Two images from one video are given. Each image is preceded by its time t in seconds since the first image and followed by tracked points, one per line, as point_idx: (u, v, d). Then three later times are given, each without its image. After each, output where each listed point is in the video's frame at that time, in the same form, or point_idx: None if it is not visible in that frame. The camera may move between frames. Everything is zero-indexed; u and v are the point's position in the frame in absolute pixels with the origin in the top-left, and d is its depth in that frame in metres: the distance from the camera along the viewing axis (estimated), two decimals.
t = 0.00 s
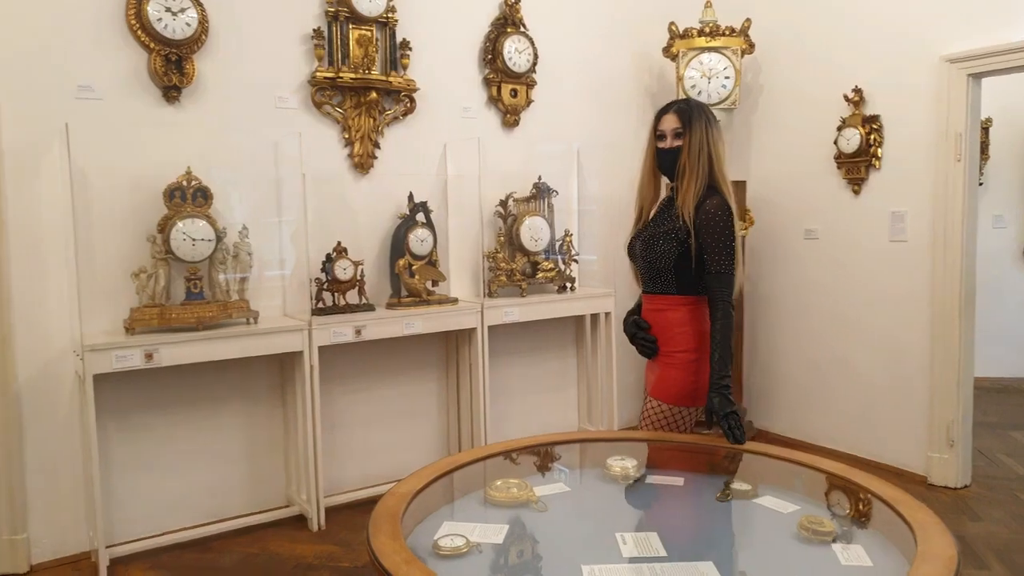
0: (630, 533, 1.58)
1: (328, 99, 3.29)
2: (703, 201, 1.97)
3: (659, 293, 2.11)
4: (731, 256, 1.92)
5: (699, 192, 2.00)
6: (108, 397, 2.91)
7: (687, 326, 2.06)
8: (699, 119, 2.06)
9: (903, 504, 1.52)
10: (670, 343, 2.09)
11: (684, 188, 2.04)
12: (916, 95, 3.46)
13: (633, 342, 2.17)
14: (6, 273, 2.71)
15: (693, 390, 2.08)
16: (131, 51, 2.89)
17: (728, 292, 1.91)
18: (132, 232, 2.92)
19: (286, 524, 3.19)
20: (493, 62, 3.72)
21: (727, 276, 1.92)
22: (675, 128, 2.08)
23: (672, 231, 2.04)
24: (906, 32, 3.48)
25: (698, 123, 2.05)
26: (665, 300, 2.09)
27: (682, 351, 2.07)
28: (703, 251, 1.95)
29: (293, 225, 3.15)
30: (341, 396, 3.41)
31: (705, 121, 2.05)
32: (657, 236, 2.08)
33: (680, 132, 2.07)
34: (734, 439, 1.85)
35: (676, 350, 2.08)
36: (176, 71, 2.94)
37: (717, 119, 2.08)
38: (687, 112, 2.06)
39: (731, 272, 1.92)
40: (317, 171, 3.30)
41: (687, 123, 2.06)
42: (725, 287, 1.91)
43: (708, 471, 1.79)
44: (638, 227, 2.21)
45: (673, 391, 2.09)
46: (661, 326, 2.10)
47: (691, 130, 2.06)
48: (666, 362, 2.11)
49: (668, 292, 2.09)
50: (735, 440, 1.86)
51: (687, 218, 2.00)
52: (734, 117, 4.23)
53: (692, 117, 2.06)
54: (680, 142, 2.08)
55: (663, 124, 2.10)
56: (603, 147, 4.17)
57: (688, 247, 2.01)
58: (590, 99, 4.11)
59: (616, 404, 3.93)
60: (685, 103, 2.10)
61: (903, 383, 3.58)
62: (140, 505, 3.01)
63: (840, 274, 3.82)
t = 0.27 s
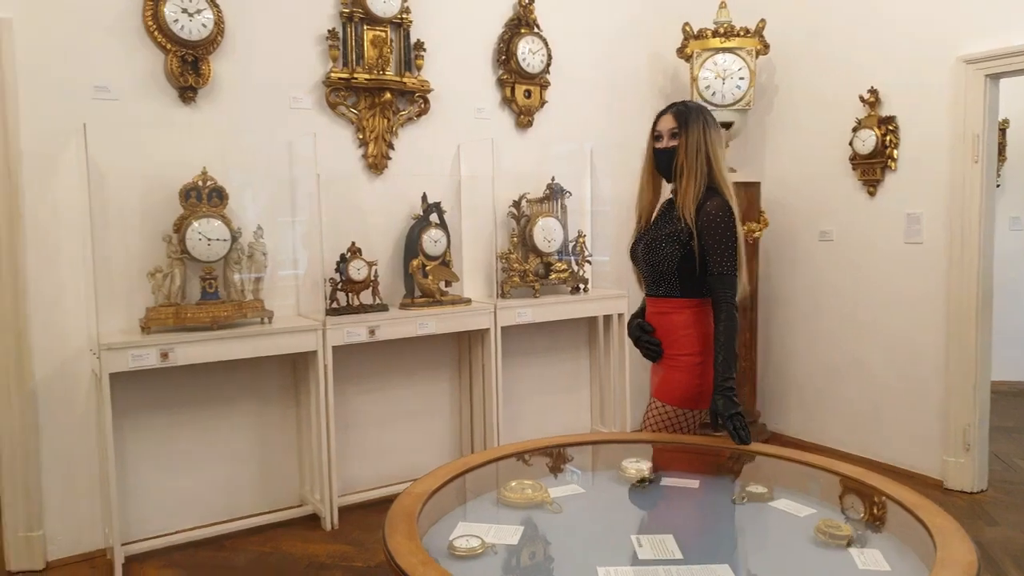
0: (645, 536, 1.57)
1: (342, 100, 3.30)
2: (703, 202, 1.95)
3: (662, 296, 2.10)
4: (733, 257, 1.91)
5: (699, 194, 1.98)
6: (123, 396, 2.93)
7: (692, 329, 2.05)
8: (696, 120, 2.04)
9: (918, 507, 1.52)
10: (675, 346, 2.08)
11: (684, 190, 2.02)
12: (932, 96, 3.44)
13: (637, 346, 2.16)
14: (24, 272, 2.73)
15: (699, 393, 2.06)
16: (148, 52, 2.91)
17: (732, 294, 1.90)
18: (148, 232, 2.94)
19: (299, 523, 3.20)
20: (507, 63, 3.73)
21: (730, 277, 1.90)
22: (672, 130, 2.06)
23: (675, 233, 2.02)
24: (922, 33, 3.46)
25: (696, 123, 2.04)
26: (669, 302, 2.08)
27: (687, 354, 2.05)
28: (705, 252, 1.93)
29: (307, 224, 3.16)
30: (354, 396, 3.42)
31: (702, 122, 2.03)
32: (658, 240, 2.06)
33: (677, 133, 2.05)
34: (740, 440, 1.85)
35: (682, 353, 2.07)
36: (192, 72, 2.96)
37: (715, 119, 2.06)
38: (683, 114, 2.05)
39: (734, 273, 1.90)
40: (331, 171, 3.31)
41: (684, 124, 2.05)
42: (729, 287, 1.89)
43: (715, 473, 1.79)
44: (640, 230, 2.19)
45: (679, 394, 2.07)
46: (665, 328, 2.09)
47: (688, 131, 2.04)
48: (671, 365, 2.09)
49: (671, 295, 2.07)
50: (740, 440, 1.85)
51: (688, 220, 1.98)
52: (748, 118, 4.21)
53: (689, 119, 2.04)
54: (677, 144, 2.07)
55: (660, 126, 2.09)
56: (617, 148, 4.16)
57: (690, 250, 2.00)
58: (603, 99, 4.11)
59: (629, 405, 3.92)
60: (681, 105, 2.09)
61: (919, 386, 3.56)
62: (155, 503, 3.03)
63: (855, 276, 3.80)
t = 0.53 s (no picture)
0: (655, 536, 1.57)
1: (351, 100, 3.31)
2: (689, 205, 1.96)
3: (649, 299, 2.10)
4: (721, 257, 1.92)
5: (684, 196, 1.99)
6: (134, 395, 2.94)
7: (679, 330, 2.06)
8: (681, 123, 2.05)
9: (929, 508, 1.52)
10: (663, 348, 2.08)
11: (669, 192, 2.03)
12: (942, 96, 3.42)
13: (624, 349, 2.16)
14: (36, 272, 2.74)
15: (688, 394, 2.08)
16: (158, 52, 2.92)
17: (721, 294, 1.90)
18: (158, 232, 2.95)
19: (308, 523, 3.21)
20: (515, 63, 3.73)
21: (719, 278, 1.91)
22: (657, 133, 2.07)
23: (661, 235, 2.02)
24: (932, 33, 3.45)
25: (682, 124, 2.05)
26: (656, 305, 2.08)
27: (677, 356, 2.06)
28: (693, 253, 1.94)
29: (316, 225, 3.17)
30: (363, 396, 3.43)
31: (687, 124, 2.04)
32: (644, 242, 2.07)
33: (663, 133, 2.06)
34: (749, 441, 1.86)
35: (671, 355, 2.08)
36: (202, 72, 2.97)
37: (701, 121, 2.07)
38: (669, 117, 2.06)
39: (723, 273, 1.91)
40: (340, 172, 3.32)
41: (668, 127, 2.06)
42: (718, 289, 1.90)
43: (725, 474, 1.79)
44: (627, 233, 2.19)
45: (668, 396, 2.08)
46: (652, 331, 2.09)
47: (673, 134, 2.05)
48: (660, 367, 2.10)
49: (658, 297, 2.08)
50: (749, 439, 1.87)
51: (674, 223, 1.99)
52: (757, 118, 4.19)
53: (674, 121, 2.05)
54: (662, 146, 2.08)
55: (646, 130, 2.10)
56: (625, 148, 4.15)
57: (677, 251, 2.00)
58: (612, 99, 4.10)
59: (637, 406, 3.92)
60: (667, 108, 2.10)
61: (929, 387, 3.55)
62: (164, 502, 3.04)
63: (864, 276, 3.79)
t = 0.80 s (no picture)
0: (663, 538, 1.56)
1: (363, 99, 3.31)
2: (671, 208, 1.94)
3: (629, 301, 2.09)
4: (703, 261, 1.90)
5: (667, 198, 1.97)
6: (145, 392, 2.96)
7: (660, 332, 2.05)
8: (664, 124, 2.01)
9: (940, 511, 1.51)
10: (645, 350, 2.07)
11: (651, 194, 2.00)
12: (958, 97, 3.40)
13: (605, 352, 2.14)
14: (50, 268, 2.76)
15: (671, 395, 2.08)
16: (172, 50, 2.93)
17: (703, 298, 1.89)
18: (171, 229, 2.96)
19: (316, 521, 3.21)
20: (527, 62, 3.72)
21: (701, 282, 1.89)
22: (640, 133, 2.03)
23: (642, 238, 2.00)
24: (948, 34, 3.42)
25: (666, 125, 2.01)
26: (636, 307, 2.07)
27: (658, 358, 2.05)
28: (675, 256, 1.93)
29: (326, 223, 3.18)
30: (371, 395, 3.43)
31: (672, 125, 2.01)
32: (625, 243, 2.05)
33: (645, 134, 2.02)
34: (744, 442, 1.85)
35: (652, 358, 2.07)
36: (215, 70, 2.98)
37: (686, 121, 2.04)
38: (653, 118, 2.02)
39: (705, 277, 1.90)
40: (352, 170, 3.32)
41: (652, 127, 2.02)
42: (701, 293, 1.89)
43: (736, 477, 1.79)
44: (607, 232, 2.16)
45: (651, 399, 2.08)
46: (633, 333, 2.08)
47: (657, 135, 2.01)
48: (641, 370, 2.09)
49: (638, 299, 2.06)
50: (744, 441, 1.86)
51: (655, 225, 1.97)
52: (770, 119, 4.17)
53: (657, 122, 2.01)
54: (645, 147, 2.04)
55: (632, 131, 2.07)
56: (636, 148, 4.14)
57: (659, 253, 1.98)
58: (624, 99, 4.09)
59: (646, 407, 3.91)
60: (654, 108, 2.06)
61: (941, 391, 3.52)
62: (174, 498, 3.05)
63: (877, 279, 3.77)
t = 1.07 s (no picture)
0: (678, 540, 1.57)
1: (375, 98, 3.31)
2: (659, 207, 1.99)
3: (616, 298, 2.11)
4: (689, 259, 1.96)
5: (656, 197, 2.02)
6: (158, 390, 2.97)
7: (646, 330, 2.07)
8: (655, 123, 2.05)
9: (956, 513, 1.50)
10: (631, 348, 2.09)
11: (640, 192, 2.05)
12: (975, 97, 3.37)
13: (590, 349, 2.15)
14: (65, 266, 2.78)
15: (656, 393, 2.09)
16: (186, 49, 2.94)
17: (688, 297, 1.95)
18: (185, 228, 2.97)
19: (328, 519, 3.22)
20: (539, 62, 3.71)
21: (687, 280, 1.96)
22: (632, 132, 2.07)
23: (630, 237, 2.05)
24: (965, 33, 3.39)
25: (655, 124, 2.05)
26: (624, 305, 2.10)
27: (644, 355, 2.07)
28: (663, 254, 1.98)
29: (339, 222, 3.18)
30: (382, 394, 3.44)
31: (663, 125, 2.04)
32: (612, 240, 2.09)
33: (634, 132, 2.06)
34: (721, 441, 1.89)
35: (638, 355, 2.08)
36: (229, 69, 2.99)
37: (678, 120, 2.08)
38: (645, 117, 2.05)
39: (691, 275, 1.96)
40: (364, 169, 3.33)
41: (643, 126, 2.05)
42: (686, 290, 1.95)
43: (751, 478, 1.79)
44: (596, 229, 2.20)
45: (636, 396, 2.09)
46: (619, 330, 2.10)
47: (648, 134, 2.05)
48: (627, 367, 2.10)
49: (625, 297, 2.09)
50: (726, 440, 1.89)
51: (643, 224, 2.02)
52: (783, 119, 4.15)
53: (649, 122, 2.05)
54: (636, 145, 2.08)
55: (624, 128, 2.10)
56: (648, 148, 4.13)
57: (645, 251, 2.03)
58: (636, 99, 4.08)
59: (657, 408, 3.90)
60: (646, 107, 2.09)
61: (956, 393, 3.50)
62: (187, 495, 3.07)
63: (891, 280, 3.75)
